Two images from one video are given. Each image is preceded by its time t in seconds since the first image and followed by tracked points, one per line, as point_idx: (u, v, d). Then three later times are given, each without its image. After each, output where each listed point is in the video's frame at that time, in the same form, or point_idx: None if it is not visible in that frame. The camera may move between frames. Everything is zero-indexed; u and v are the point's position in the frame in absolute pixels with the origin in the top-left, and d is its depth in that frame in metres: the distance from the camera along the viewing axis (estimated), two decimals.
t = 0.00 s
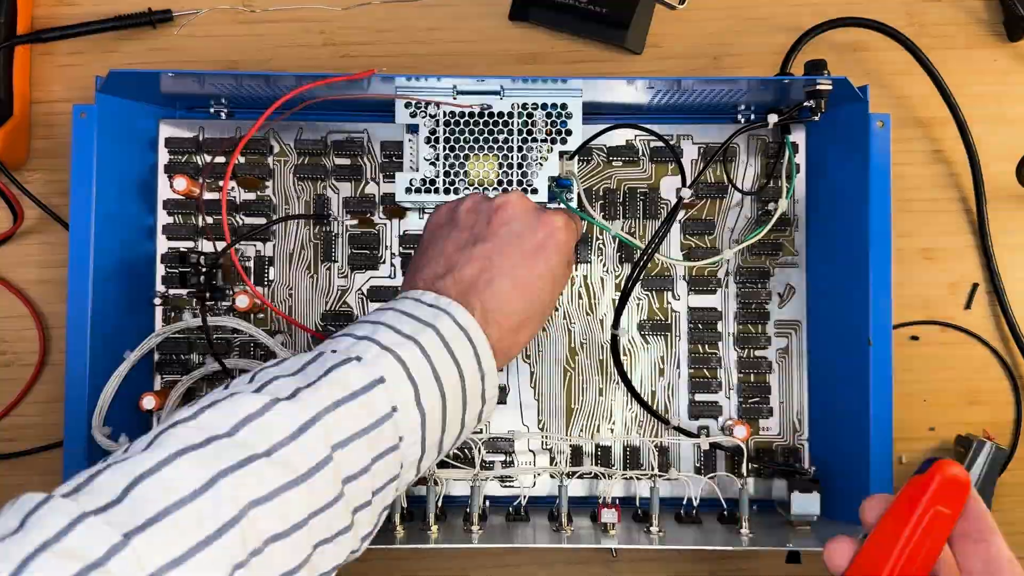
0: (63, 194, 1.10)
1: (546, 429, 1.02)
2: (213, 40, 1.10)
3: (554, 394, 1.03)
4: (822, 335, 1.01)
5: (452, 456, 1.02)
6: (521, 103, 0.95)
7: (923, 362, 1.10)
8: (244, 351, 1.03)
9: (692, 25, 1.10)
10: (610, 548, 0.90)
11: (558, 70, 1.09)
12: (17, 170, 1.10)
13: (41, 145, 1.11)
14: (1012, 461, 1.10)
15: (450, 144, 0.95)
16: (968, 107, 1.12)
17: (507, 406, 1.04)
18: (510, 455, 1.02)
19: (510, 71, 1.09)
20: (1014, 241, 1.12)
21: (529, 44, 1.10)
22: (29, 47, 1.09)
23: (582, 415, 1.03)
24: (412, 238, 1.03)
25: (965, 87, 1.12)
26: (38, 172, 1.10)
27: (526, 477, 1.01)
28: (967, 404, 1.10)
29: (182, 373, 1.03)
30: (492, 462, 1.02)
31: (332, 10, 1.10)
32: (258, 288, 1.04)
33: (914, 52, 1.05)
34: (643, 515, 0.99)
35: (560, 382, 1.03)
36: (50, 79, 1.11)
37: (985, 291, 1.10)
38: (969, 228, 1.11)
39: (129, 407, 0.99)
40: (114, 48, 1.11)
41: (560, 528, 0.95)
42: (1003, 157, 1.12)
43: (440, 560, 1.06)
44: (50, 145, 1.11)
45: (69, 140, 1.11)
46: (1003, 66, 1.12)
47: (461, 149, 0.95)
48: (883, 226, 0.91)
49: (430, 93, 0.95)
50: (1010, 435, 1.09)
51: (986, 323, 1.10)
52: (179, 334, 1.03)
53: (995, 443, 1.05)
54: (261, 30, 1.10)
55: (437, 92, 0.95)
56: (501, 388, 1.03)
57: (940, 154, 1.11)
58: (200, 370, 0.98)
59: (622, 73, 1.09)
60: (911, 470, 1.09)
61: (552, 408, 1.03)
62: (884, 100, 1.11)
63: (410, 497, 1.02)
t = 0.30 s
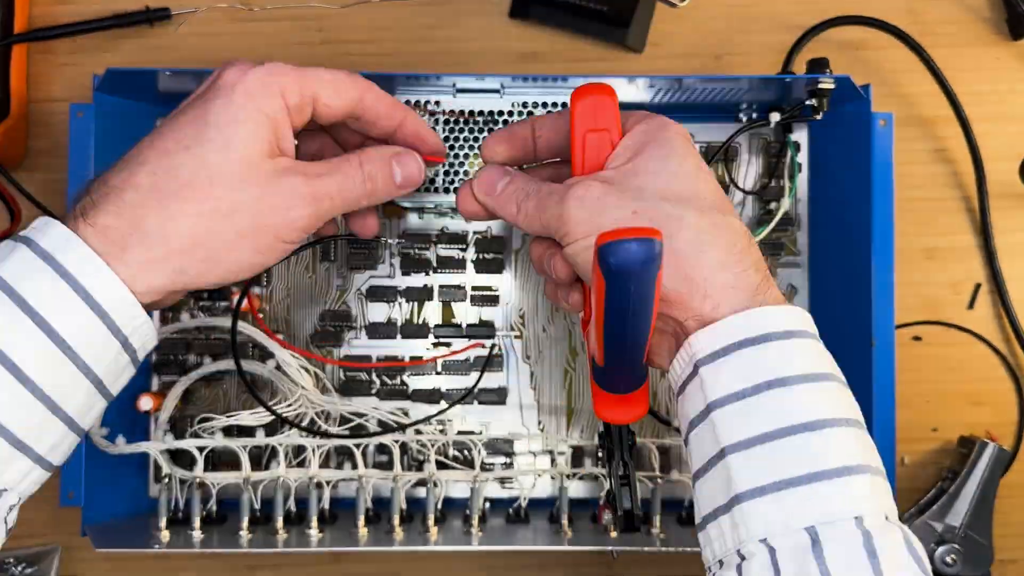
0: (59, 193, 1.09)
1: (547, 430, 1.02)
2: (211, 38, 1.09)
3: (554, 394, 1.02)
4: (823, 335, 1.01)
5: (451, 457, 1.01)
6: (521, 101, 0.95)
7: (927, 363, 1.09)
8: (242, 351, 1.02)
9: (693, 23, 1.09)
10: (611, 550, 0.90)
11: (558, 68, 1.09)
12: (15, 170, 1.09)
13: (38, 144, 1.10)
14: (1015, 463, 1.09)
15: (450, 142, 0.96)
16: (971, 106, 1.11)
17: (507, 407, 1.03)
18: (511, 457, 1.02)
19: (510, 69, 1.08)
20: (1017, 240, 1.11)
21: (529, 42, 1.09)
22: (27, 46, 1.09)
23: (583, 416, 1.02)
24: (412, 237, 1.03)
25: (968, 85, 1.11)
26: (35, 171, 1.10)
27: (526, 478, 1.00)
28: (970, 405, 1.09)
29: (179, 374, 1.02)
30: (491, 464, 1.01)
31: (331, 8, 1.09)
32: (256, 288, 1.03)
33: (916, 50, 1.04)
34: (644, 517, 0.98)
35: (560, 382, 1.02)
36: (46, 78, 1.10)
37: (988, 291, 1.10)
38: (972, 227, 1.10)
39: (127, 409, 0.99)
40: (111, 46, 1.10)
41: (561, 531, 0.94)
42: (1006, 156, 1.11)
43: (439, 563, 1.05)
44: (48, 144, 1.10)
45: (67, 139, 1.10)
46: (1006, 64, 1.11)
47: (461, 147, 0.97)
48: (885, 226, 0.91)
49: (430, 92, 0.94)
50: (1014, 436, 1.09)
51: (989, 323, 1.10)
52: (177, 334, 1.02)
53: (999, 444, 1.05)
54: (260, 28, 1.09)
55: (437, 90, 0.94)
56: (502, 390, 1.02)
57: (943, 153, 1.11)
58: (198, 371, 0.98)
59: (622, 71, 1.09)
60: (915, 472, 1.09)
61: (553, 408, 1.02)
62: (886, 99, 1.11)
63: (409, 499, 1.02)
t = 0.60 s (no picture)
0: (59, 194, 1.10)
1: (547, 430, 1.02)
2: (210, 38, 1.09)
3: (554, 394, 1.02)
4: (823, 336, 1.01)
5: (451, 457, 1.01)
6: (521, 101, 0.95)
7: (926, 363, 1.09)
8: (242, 351, 1.01)
9: (693, 23, 1.09)
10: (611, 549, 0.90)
11: (558, 68, 1.09)
12: (14, 170, 1.09)
13: (38, 145, 1.10)
14: (1015, 463, 1.10)
15: (449, 143, 0.95)
16: (971, 106, 1.11)
17: (507, 407, 1.03)
18: (511, 457, 1.02)
19: (510, 69, 1.08)
20: (1017, 241, 1.11)
21: (529, 42, 1.09)
22: (27, 46, 1.09)
23: (583, 416, 1.02)
24: (412, 237, 1.03)
25: (967, 86, 1.11)
26: (35, 171, 1.10)
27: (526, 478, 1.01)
28: (969, 405, 1.09)
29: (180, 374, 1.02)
30: (491, 464, 1.01)
31: (331, 8, 1.09)
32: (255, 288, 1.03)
33: (915, 50, 1.04)
34: (644, 516, 0.98)
35: (560, 382, 1.02)
36: (46, 78, 1.10)
37: (988, 291, 1.10)
38: (972, 227, 1.10)
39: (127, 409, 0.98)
40: (111, 46, 1.10)
41: (561, 530, 0.94)
42: (1005, 156, 1.11)
43: (440, 562, 1.05)
44: (48, 144, 1.10)
45: (67, 139, 1.10)
46: (1005, 64, 1.11)
47: (460, 148, 0.95)
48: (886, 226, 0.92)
49: (430, 92, 0.95)
50: (1014, 436, 1.09)
51: (989, 323, 1.10)
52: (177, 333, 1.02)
53: (999, 444, 1.05)
54: (260, 28, 1.09)
55: (437, 90, 0.95)
56: (502, 390, 1.02)
57: (943, 153, 1.11)
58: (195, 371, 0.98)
59: (622, 71, 1.09)
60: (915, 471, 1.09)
61: (553, 409, 1.02)
62: (886, 99, 1.11)
63: (409, 498, 1.02)
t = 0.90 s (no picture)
0: (59, 193, 1.09)
1: (547, 430, 1.01)
2: (210, 37, 1.09)
3: (554, 394, 1.01)
4: (826, 336, 1.00)
5: (451, 458, 1.01)
6: (521, 101, 0.94)
7: (927, 363, 1.09)
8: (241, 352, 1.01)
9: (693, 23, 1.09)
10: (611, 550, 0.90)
11: (558, 67, 1.08)
12: (14, 170, 1.09)
13: (38, 144, 1.10)
14: (1016, 463, 1.09)
15: (450, 143, 0.95)
16: (972, 105, 1.11)
17: (507, 407, 1.03)
18: (511, 457, 1.02)
19: (510, 69, 1.08)
20: (1018, 240, 1.11)
21: (529, 42, 1.09)
22: (26, 46, 1.08)
23: (583, 416, 1.00)
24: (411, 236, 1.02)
25: (968, 85, 1.11)
26: (34, 171, 1.09)
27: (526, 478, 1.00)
28: (970, 405, 1.09)
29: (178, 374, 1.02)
30: (492, 464, 1.01)
31: (330, 8, 1.09)
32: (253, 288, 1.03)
33: (917, 49, 1.04)
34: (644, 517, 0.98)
35: (560, 382, 1.01)
36: (46, 78, 1.10)
37: (989, 291, 1.10)
38: (973, 227, 1.10)
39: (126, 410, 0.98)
40: (110, 46, 1.10)
41: (561, 531, 0.94)
42: (1007, 156, 1.11)
43: (439, 562, 1.05)
44: (47, 144, 1.10)
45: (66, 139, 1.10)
46: (1006, 63, 1.11)
47: (461, 147, 0.95)
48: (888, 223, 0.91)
49: (430, 90, 0.93)
50: (1016, 436, 1.08)
51: (989, 323, 1.10)
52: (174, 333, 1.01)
53: (1000, 445, 1.04)
54: (259, 27, 1.09)
55: (436, 90, 0.93)
56: (502, 390, 1.03)
57: (944, 152, 1.10)
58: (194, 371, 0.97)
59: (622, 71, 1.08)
60: (916, 472, 1.09)
61: (553, 408, 1.01)
62: (887, 98, 1.10)
63: (409, 499, 1.01)
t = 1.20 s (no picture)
0: (58, 193, 1.09)
1: (547, 430, 1.01)
2: (210, 37, 1.09)
3: (554, 394, 1.02)
4: (826, 336, 1.00)
5: (451, 458, 1.00)
6: (521, 101, 0.94)
7: (927, 363, 1.09)
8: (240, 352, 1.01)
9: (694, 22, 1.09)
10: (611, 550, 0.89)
11: (558, 67, 1.08)
12: (13, 170, 1.09)
13: (37, 144, 1.09)
14: (1017, 463, 1.09)
15: (449, 142, 0.95)
16: (972, 105, 1.11)
17: (507, 407, 1.03)
18: (511, 458, 1.01)
19: (510, 69, 1.08)
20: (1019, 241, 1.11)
21: (529, 42, 1.09)
22: (25, 46, 1.08)
23: (583, 416, 1.01)
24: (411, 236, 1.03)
25: (969, 85, 1.11)
26: (33, 171, 1.09)
27: (526, 478, 1.00)
28: (971, 405, 1.09)
29: (178, 374, 1.02)
30: (492, 465, 1.01)
31: (330, 7, 1.09)
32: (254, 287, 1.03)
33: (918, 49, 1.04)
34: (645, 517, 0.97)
35: (561, 382, 1.02)
36: (45, 78, 1.10)
37: (990, 292, 1.09)
38: (973, 227, 1.09)
39: (127, 411, 0.99)
40: (110, 46, 1.09)
41: (561, 531, 0.94)
42: (1007, 156, 1.11)
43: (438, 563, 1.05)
44: (47, 144, 1.10)
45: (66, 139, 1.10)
46: (1006, 63, 1.11)
47: (460, 146, 0.95)
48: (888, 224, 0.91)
49: (430, 90, 0.94)
50: (1016, 436, 1.08)
51: (990, 323, 1.09)
52: (176, 334, 1.01)
53: (1000, 445, 1.04)
54: (259, 27, 1.09)
55: (436, 90, 0.93)
56: (502, 390, 1.03)
57: (944, 152, 1.10)
58: (195, 372, 0.98)
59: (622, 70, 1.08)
60: (915, 472, 1.08)
61: (553, 408, 1.02)
62: (887, 99, 1.10)
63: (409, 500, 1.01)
